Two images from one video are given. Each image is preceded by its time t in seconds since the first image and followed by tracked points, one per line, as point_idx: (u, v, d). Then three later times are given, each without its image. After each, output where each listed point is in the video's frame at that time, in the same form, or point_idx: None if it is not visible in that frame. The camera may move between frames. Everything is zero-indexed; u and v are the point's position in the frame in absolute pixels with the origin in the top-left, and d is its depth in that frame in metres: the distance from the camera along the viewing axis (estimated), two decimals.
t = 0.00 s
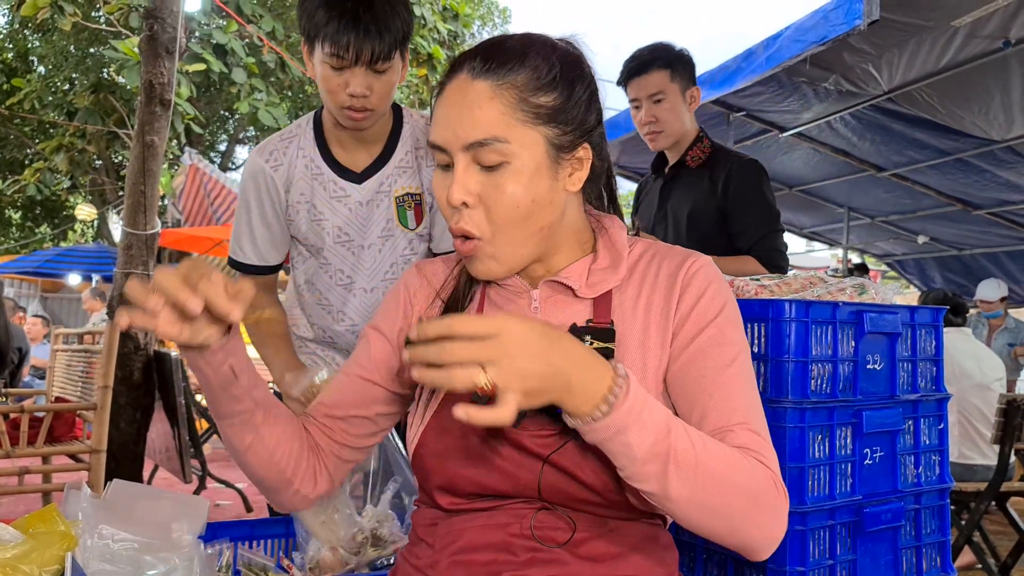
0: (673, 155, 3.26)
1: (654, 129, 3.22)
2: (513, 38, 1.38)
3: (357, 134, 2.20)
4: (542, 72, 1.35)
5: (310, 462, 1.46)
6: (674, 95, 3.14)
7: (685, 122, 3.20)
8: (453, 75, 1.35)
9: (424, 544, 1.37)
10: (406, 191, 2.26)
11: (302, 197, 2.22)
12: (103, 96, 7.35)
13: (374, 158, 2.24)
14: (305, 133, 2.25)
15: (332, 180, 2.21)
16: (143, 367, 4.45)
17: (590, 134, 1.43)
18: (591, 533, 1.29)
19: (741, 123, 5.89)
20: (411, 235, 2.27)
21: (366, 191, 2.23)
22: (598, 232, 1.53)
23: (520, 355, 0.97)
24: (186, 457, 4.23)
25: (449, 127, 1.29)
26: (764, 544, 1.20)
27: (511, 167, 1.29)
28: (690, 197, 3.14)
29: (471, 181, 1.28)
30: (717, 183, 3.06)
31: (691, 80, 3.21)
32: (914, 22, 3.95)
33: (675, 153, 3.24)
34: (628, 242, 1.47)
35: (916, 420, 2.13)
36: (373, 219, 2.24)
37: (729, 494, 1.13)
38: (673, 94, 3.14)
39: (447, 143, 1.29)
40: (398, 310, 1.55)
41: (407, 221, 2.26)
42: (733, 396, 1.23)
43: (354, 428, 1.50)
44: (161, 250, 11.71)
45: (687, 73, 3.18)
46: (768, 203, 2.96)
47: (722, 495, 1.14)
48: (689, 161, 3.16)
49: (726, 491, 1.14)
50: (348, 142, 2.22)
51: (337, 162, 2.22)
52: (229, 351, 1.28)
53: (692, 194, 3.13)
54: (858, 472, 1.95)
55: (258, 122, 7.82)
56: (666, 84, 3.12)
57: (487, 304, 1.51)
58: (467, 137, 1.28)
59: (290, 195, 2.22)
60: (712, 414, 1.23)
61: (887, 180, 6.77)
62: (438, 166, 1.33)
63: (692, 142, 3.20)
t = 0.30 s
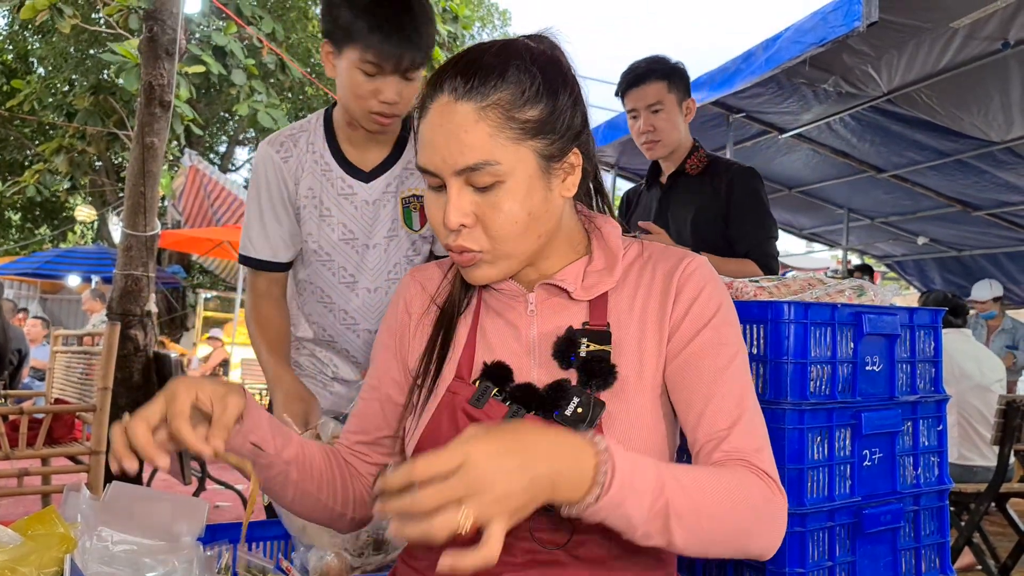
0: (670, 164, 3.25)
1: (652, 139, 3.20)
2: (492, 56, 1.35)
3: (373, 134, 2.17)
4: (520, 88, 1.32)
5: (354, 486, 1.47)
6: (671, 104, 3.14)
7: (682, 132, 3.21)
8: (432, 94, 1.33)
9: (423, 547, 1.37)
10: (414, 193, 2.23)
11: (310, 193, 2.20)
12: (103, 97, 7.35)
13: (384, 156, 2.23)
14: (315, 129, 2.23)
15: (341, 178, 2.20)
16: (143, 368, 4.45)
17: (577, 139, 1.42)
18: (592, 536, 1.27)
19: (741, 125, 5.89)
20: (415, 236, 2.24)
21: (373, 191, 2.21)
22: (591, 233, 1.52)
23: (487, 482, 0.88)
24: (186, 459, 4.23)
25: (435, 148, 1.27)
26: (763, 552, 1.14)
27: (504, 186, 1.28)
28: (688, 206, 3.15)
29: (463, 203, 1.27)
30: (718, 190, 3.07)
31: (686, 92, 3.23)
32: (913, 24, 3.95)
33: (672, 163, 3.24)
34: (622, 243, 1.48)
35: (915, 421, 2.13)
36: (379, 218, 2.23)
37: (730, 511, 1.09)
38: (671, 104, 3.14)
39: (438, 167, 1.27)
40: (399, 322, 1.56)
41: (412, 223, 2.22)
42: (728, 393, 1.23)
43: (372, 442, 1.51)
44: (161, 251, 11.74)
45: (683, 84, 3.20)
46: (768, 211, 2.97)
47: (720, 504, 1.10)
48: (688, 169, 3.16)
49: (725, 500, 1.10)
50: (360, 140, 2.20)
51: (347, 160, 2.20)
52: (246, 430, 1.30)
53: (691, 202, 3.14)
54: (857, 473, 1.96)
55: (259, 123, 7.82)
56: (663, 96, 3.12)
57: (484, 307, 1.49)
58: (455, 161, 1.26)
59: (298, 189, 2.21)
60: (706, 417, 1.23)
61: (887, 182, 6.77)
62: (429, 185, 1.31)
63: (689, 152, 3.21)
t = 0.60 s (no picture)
0: (682, 158, 3.24)
1: (664, 132, 3.20)
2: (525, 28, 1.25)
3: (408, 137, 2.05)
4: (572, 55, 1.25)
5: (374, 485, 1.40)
6: (686, 97, 3.14)
7: (695, 125, 3.20)
8: (471, 67, 1.23)
9: (419, 551, 1.29)
10: (439, 203, 2.13)
11: (333, 188, 2.05)
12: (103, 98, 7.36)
13: (413, 159, 2.11)
14: (343, 125, 2.10)
15: (367, 177, 2.06)
16: (143, 369, 4.45)
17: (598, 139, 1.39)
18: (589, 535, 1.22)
19: (742, 124, 5.88)
20: (434, 245, 2.13)
21: (398, 194, 2.09)
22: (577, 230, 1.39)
23: None
24: (186, 459, 4.23)
25: (488, 113, 1.20)
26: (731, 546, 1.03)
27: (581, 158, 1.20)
28: (704, 204, 3.13)
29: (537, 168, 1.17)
30: (734, 189, 3.07)
31: (703, 86, 3.22)
32: (914, 23, 3.95)
33: (685, 158, 3.23)
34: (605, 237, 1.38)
35: (915, 421, 2.13)
36: (401, 222, 2.10)
37: (676, 517, 0.98)
38: (685, 97, 3.14)
39: (534, 130, 1.17)
40: (390, 330, 1.48)
41: (435, 231, 2.12)
42: (695, 373, 1.14)
43: (378, 447, 1.43)
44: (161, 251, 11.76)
45: (699, 77, 3.19)
46: (783, 211, 2.98)
47: (679, 503, 0.99)
48: (704, 166, 3.14)
49: (678, 508, 0.99)
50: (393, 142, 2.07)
51: (376, 161, 2.07)
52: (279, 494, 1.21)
53: (707, 201, 3.12)
54: (857, 473, 1.96)
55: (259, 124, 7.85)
56: (678, 87, 3.13)
57: (469, 308, 1.40)
58: (552, 123, 1.17)
59: (319, 183, 2.06)
60: (671, 405, 1.14)
61: (887, 181, 6.75)
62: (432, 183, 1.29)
63: (703, 147, 3.19)
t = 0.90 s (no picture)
0: (704, 146, 3.10)
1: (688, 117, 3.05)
2: (575, 41, 1.32)
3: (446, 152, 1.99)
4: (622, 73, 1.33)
5: (374, 499, 1.39)
6: (714, 81, 3.00)
7: (721, 112, 3.05)
8: (556, 59, 1.27)
9: (414, 554, 1.30)
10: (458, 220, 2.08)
11: (362, 187, 1.97)
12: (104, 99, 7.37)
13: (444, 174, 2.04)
14: (383, 125, 2.01)
15: (398, 182, 1.97)
16: (143, 370, 4.45)
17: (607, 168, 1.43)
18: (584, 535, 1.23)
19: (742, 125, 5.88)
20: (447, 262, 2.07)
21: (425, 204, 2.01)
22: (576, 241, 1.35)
23: None
24: (186, 460, 4.23)
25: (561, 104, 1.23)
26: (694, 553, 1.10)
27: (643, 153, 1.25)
28: (729, 196, 3.00)
29: (635, 161, 1.21)
30: (764, 181, 2.94)
31: (732, 70, 3.08)
32: (914, 24, 3.96)
33: (710, 146, 3.08)
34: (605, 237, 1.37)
35: (915, 423, 2.13)
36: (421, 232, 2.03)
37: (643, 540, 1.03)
38: (713, 81, 3.00)
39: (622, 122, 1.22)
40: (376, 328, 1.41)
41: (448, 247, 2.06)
42: (668, 379, 1.16)
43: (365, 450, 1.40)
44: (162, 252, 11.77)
45: (728, 61, 3.06)
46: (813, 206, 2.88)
47: (647, 519, 1.05)
48: (732, 155, 3.01)
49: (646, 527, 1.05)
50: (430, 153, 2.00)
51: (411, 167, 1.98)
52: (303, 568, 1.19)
53: (735, 193, 2.98)
54: (857, 475, 1.96)
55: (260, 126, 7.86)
56: (706, 70, 2.99)
57: (468, 305, 1.37)
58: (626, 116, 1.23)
59: (348, 178, 1.97)
60: (652, 403, 1.16)
61: (888, 183, 6.76)
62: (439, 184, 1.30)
63: (730, 135, 3.05)
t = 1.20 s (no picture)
0: (716, 135, 3.06)
1: (698, 105, 3.02)
2: (595, 42, 1.32)
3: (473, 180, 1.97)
4: (640, 76, 1.33)
5: (378, 510, 1.39)
6: (723, 67, 2.99)
7: (733, 101, 3.02)
8: (576, 58, 1.27)
9: (418, 555, 1.31)
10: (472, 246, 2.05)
11: (384, 197, 1.95)
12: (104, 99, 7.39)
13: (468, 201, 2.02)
14: (415, 143, 2.00)
15: (420, 198, 1.95)
16: (144, 371, 4.45)
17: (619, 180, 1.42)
18: (590, 537, 1.24)
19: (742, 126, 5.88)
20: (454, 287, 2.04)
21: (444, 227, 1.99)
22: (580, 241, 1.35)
23: None
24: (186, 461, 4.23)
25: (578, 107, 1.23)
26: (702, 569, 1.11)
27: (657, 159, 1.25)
28: (744, 189, 2.95)
29: (650, 168, 1.21)
30: (778, 173, 2.92)
31: (743, 58, 3.08)
32: (914, 25, 3.96)
33: (722, 136, 3.05)
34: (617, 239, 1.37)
35: (915, 424, 2.13)
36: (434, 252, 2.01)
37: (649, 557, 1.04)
38: (722, 67, 2.99)
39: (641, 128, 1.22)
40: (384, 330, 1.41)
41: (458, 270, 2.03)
42: (677, 389, 1.16)
43: (366, 451, 1.40)
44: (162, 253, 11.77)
45: (738, 48, 3.06)
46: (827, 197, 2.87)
47: (653, 535, 1.06)
48: (744, 145, 2.98)
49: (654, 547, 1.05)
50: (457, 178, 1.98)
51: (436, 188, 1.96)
52: None
53: (751, 186, 2.94)
54: (857, 476, 1.96)
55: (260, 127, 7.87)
56: (716, 57, 2.99)
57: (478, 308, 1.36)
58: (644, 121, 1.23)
59: (372, 187, 1.96)
60: (658, 413, 1.16)
61: (888, 184, 6.75)
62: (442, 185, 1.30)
63: (742, 124, 3.02)
